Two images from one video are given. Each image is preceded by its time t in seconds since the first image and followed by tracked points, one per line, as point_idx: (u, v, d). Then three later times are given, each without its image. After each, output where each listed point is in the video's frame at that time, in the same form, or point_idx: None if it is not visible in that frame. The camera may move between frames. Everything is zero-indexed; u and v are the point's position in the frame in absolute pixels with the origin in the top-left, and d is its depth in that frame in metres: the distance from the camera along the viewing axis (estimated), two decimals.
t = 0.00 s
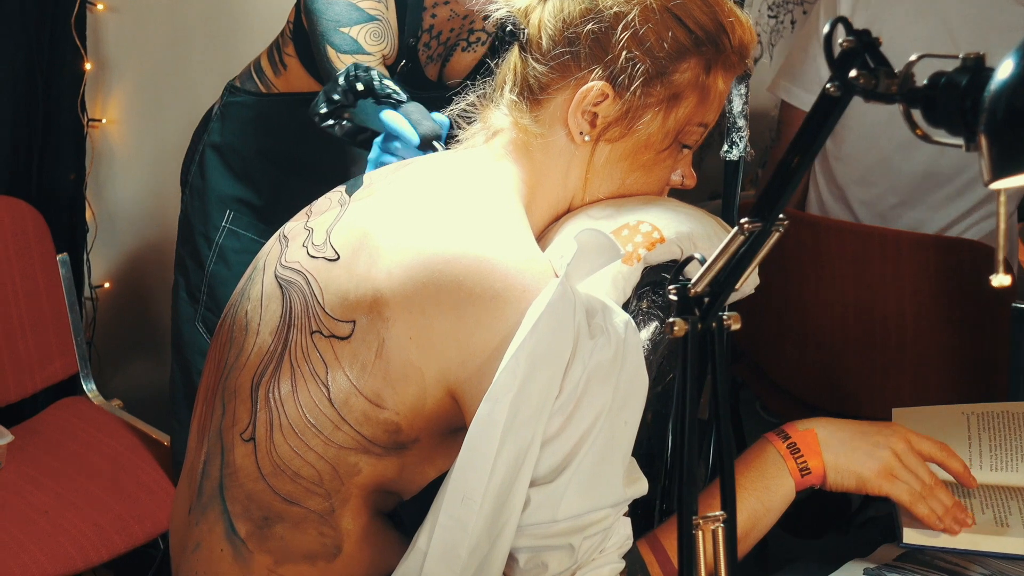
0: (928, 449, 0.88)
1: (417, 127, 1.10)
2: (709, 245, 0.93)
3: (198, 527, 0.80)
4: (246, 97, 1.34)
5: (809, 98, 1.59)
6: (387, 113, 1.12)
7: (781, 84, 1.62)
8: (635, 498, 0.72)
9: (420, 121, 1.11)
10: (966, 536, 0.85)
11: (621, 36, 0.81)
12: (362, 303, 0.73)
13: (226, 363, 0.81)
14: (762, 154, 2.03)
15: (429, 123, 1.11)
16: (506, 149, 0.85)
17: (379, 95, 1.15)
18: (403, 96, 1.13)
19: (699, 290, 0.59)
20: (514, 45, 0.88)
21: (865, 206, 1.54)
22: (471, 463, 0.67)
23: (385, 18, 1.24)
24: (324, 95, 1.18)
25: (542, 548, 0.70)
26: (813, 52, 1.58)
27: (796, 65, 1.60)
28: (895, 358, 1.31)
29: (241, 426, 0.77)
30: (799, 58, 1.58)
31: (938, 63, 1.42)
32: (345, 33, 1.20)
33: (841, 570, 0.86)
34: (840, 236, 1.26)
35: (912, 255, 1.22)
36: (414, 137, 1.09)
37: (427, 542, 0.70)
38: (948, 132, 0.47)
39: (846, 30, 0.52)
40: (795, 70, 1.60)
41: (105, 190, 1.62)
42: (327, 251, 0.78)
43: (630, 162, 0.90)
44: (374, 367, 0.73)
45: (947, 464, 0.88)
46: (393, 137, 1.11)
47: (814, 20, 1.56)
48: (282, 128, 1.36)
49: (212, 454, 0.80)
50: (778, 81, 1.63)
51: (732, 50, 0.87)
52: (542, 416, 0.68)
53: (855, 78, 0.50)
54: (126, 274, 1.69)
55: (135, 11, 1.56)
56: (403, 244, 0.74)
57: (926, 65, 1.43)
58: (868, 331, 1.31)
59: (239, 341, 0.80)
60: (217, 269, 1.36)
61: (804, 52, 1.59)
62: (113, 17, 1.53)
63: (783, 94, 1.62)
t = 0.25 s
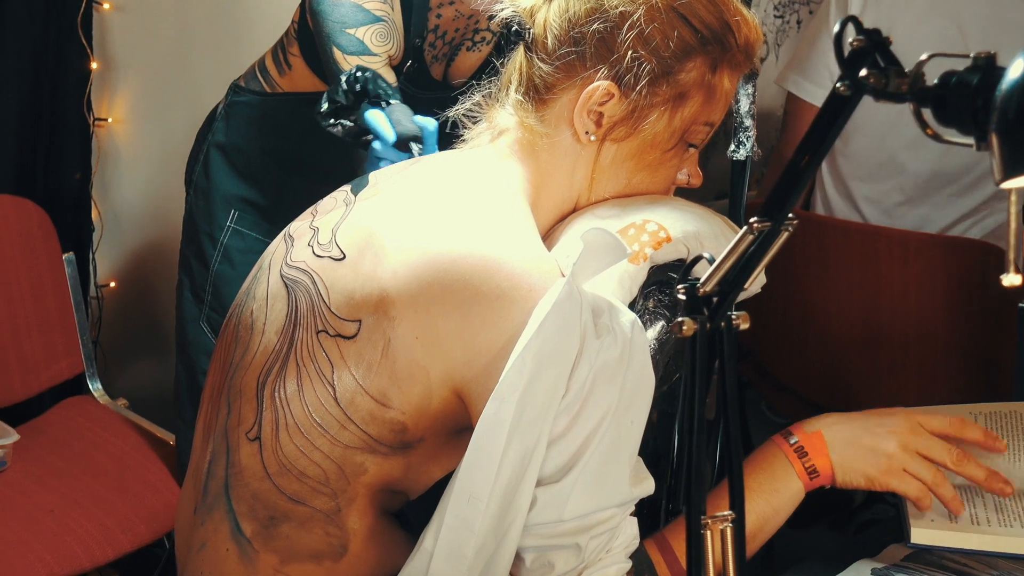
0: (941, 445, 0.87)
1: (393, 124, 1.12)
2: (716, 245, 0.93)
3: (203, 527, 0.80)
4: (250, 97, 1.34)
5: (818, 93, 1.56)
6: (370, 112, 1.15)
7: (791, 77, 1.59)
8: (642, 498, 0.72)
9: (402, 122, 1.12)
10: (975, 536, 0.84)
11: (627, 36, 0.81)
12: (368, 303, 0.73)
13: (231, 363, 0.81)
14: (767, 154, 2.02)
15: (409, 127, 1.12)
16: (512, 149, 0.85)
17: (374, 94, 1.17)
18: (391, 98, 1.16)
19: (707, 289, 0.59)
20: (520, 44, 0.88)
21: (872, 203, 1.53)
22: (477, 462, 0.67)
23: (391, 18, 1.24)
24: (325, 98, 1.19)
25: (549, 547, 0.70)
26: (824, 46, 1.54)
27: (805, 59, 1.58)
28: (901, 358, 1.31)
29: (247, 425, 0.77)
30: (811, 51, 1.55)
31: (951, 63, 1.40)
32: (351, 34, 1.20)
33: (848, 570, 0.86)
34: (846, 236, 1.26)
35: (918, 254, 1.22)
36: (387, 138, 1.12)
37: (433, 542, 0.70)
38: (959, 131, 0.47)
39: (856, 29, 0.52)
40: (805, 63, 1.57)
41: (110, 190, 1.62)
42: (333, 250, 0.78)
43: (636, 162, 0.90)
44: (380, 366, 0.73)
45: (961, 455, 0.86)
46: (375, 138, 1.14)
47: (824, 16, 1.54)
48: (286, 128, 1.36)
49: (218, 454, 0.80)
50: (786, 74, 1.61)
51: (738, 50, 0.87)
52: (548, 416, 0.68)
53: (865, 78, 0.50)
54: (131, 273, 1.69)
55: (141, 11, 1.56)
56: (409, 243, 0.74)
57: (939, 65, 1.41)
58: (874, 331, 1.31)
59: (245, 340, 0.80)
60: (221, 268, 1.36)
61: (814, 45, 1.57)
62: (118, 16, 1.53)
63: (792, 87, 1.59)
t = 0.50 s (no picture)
0: (943, 433, 0.88)
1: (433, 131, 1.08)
2: (724, 245, 0.92)
3: (210, 527, 0.80)
4: (253, 96, 1.34)
5: (822, 93, 1.56)
6: (404, 115, 1.10)
7: (797, 78, 1.59)
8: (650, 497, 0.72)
9: (438, 126, 1.09)
10: (980, 538, 0.87)
11: (633, 35, 0.81)
12: (376, 303, 0.73)
13: (238, 362, 0.81)
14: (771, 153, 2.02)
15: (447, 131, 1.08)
16: (518, 148, 0.85)
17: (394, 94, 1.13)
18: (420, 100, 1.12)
19: (713, 288, 0.59)
20: (526, 43, 0.88)
21: (879, 204, 1.53)
22: (485, 461, 0.67)
23: (391, 16, 1.22)
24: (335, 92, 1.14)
25: (557, 546, 0.70)
26: (830, 46, 1.54)
27: (810, 59, 1.58)
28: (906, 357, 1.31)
29: (253, 425, 0.77)
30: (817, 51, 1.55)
31: (959, 60, 1.40)
32: (350, 31, 1.19)
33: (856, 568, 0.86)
34: (851, 235, 1.26)
35: (924, 253, 1.22)
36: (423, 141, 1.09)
37: (441, 541, 0.70)
38: (967, 129, 0.47)
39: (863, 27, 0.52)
40: (811, 64, 1.57)
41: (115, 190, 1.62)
42: (340, 250, 0.78)
43: (643, 161, 0.90)
44: (388, 366, 0.73)
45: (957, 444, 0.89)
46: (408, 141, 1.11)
47: (829, 15, 1.54)
48: (291, 128, 1.36)
49: (224, 453, 0.80)
50: (793, 74, 1.60)
51: (744, 48, 0.86)
52: (556, 416, 0.68)
53: (872, 75, 0.50)
54: (135, 273, 1.69)
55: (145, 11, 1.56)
56: (416, 243, 0.74)
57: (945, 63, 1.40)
58: (879, 329, 1.31)
59: (251, 340, 0.80)
60: (225, 268, 1.36)
61: (820, 45, 1.56)
62: (123, 16, 1.53)
63: (799, 88, 1.58)
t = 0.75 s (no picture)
0: (944, 416, 0.88)
1: (399, 122, 1.12)
2: (730, 243, 0.92)
3: (216, 527, 0.80)
4: (258, 96, 1.34)
5: (831, 92, 1.56)
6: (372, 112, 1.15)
7: (806, 77, 1.58)
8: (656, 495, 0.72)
9: (405, 119, 1.12)
10: (988, 534, 0.87)
11: (638, 33, 0.81)
12: (382, 302, 0.73)
13: (243, 362, 0.81)
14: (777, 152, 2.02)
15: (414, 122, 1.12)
16: (523, 147, 0.85)
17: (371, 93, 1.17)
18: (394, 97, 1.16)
19: (721, 286, 0.59)
20: (530, 42, 0.88)
21: (887, 202, 1.52)
22: (492, 460, 0.67)
23: (397, 16, 1.23)
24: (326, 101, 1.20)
25: (564, 546, 0.69)
26: (839, 44, 1.54)
27: (817, 58, 1.57)
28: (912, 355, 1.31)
29: (259, 424, 0.77)
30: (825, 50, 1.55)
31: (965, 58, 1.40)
32: (356, 32, 1.20)
33: (862, 566, 0.86)
34: (858, 233, 1.25)
35: (930, 251, 1.22)
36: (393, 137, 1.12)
37: (448, 540, 0.70)
38: (975, 126, 0.47)
39: (871, 26, 0.51)
40: (820, 63, 1.56)
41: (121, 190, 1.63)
42: (345, 250, 0.78)
43: (648, 160, 0.90)
44: (393, 365, 0.73)
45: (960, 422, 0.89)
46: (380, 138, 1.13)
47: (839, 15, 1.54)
48: (295, 128, 1.36)
49: (230, 453, 0.80)
50: (801, 73, 1.60)
51: (749, 46, 0.86)
52: (562, 415, 0.68)
53: (880, 74, 0.49)
54: (141, 273, 1.69)
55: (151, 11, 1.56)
56: (421, 242, 0.74)
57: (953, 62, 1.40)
58: (885, 327, 1.30)
59: (257, 340, 0.80)
60: (231, 268, 1.36)
61: (829, 45, 1.56)
62: (128, 16, 1.54)
63: (807, 87, 1.58)
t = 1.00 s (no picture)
0: (951, 417, 0.88)
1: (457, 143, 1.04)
2: (738, 253, 0.92)
3: (224, 535, 0.80)
4: (265, 104, 1.35)
5: (841, 98, 1.56)
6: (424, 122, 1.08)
7: (814, 84, 1.58)
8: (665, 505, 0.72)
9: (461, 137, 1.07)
10: (994, 542, 0.86)
11: (646, 44, 0.81)
12: (390, 312, 0.73)
13: (251, 372, 0.81)
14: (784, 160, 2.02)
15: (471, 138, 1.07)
16: (530, 156, 0.85)
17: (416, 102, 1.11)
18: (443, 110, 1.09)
19: (729, 296, 0.59)
20: (538, 52, 0.88)
21: (893, 209, 1.52)
22: (501, 470, 0.67)
23: (402, 24, 1.24)
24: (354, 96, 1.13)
25: (574, 555, 0.69)
26: (847, 51, 1.54)
27: (825, 65, 1.57)
28: (920, 363, 1.30)
29: (267, 434, 0.77)
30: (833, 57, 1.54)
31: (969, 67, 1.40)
32: (362, 39, 1.19)
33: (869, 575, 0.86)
34: (865, 242, 1.25)
35: (938, 259, 1.22)
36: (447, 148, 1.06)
37: (457, 549, 0.70)
38: (982, 137, 0.47)
39: (877, 37, 0.51)
40: (828, 69, 1.56)
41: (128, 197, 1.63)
42: (353, 259, 0.78)
43: (657, 169, 0.90)
44: (402, 375, 0.73)
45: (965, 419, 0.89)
46: (428, 149, 1.06)
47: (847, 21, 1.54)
48: (302, 137, 1.36)
49: (238, 462, 0.80)
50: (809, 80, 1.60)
51: (757, 56, 0.87)
52: (572, 425, 0.68)
53: (887, 85, 0.49)
54: (148, 281, 1.70)
55: (158, 19, 1.56)
56: (430, 252, 0.74)
57: (959, 71, 1.40)
58: (892, 336, 1.30)
59: (265, 349, 0.80)
60: (238, 276, 1.37)
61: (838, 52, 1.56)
62: (135, 24, 1.54)
63: (814, 92, 1.58)
